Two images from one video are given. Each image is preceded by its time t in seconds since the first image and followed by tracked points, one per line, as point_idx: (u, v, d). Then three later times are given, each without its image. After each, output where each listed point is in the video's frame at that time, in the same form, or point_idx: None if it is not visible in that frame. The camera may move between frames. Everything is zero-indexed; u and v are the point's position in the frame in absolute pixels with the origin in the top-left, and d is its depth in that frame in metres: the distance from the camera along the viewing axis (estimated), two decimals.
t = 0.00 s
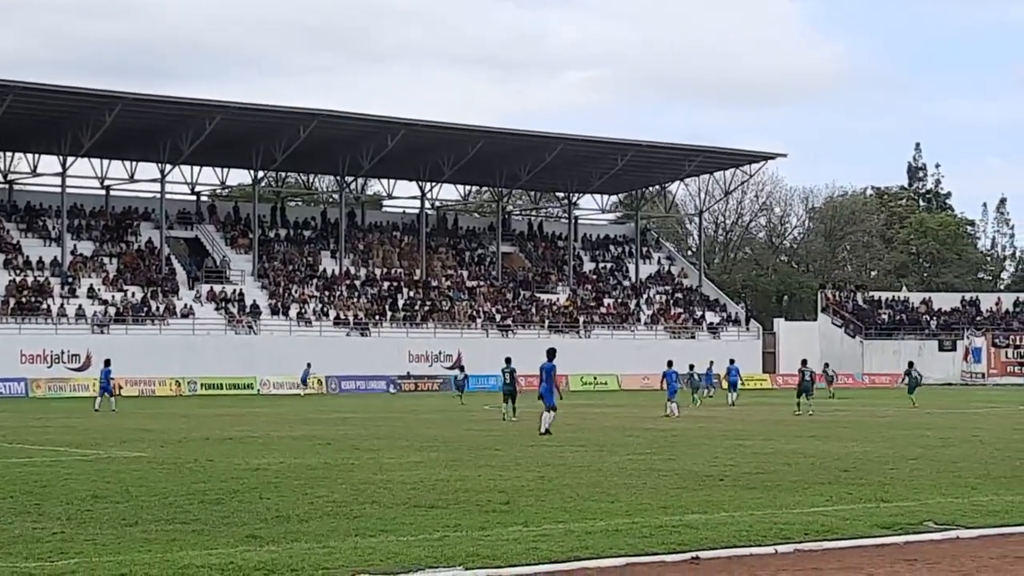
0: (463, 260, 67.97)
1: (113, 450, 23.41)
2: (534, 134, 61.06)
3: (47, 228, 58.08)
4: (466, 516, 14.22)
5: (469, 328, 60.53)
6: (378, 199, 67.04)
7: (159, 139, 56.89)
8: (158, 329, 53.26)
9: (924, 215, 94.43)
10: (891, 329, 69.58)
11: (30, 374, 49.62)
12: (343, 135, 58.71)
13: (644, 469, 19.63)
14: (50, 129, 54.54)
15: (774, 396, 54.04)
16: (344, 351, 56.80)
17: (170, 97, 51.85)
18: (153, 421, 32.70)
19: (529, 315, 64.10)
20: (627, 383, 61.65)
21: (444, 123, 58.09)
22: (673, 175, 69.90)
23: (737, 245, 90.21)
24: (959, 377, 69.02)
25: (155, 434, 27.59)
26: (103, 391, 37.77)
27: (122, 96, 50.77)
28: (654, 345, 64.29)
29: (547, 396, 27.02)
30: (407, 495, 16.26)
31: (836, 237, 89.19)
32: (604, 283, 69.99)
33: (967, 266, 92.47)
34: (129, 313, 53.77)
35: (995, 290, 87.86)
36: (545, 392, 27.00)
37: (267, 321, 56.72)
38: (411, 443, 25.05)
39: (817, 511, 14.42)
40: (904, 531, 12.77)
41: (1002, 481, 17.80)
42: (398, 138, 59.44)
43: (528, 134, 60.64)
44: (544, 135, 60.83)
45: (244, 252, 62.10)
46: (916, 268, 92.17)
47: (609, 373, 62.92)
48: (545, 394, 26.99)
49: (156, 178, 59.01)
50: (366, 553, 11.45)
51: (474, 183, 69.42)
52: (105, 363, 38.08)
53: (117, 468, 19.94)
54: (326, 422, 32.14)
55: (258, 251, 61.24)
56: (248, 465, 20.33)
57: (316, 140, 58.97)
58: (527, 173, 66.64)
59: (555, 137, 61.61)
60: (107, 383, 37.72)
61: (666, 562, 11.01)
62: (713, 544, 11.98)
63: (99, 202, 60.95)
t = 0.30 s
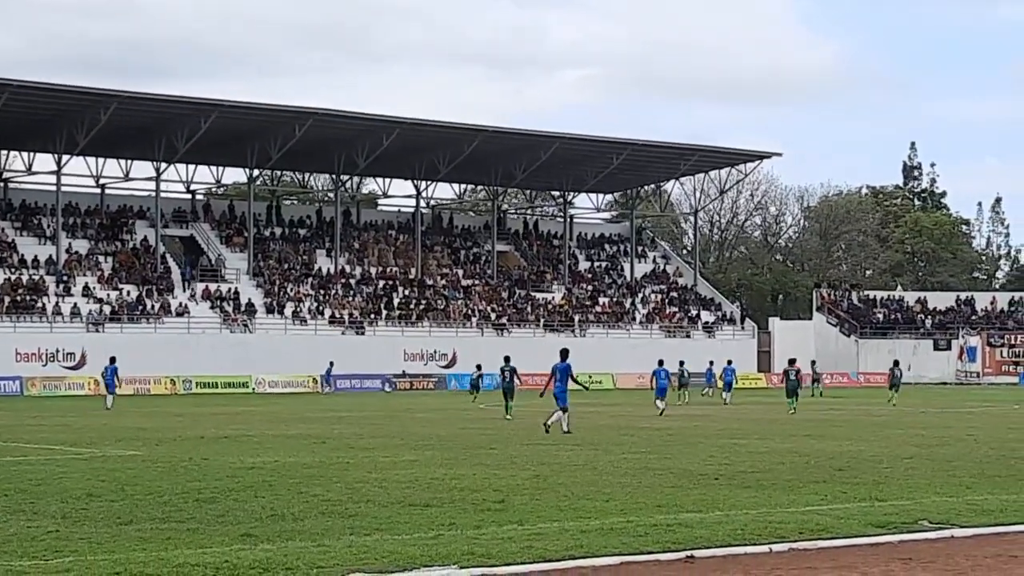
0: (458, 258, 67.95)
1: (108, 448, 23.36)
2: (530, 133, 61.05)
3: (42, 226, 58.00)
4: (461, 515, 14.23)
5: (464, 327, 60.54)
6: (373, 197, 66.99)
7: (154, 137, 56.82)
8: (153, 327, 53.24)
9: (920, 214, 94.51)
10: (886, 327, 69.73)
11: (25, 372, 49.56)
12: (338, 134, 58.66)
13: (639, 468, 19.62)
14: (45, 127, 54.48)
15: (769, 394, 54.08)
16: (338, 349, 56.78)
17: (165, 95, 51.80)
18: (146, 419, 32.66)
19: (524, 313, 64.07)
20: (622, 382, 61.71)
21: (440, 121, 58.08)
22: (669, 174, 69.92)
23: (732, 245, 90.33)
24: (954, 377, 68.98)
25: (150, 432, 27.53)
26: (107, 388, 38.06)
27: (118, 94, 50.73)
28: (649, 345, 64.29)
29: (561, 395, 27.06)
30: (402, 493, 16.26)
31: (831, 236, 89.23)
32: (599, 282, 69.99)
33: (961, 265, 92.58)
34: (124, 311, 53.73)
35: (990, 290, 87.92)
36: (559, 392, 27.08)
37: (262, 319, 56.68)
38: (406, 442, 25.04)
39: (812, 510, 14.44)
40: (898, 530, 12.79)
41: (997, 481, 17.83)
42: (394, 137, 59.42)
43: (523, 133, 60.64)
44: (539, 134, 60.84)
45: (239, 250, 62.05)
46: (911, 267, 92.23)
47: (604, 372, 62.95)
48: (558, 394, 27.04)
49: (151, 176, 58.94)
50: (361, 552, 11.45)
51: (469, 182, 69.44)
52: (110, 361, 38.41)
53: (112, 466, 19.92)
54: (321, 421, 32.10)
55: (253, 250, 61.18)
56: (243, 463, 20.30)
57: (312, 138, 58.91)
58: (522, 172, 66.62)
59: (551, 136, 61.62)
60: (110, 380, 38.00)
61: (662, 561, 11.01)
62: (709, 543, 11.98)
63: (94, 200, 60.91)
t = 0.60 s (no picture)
0: (453, 257, 67.96)
1: (102, 447, 23.31)
2: (525, 131, 61.04)
3: (36, 225, 57.93)
4: (455, 513, 14.23)
5: (458, 325, 60.52)
6: (368, 195, 66.97)
7: (149, 135, 56.73)
8: (147, 327, 53.21)
9: (914, 213, 94.60)
10: (880, 326, 69.87)
11: (19, 370, 49.49)
12: (333, 132, 58.62)
13: (633, 467, 19.64)
14: (39, 125, 54.38)
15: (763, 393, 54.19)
16: (333, 348, 56.80)
17: (160, 94, 51.73)
18: (141, 418, 32.69)
19: (519, 312, 64.08)
20: (617, 380, 61.68)
21: (434, 120, 58.08)
22: (663, 172, 69.92)
23: (726, 243, 90.45)
24: (948, 375, 69.12)
25: (144, 431, 27.48)
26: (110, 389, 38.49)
27: (111, 93, 50.66)
28: (643, 344, 64.32)
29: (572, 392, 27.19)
30: (396, 492, 16.27)
31: (826, 234, 89.24)
32: (594, 280, 70.00)
33: (956, 263, 92.70)
34: (118, 310, 53.69)
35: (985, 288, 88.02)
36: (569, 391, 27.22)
37: (257, 317, 56.63)
38: (400, 440, 25.03)
39: (806, 509, 14.45)
40: (892, 529, 12.80)
41: (991, 479, 17.85)
42: (389, 136, 59.40)
43: (518, 131, 60.63)
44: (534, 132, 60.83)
45: (234, 249, 61.99)
46: (906, 265, 92.34)
47: (599, 371, 62.96)
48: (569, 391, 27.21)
49: (145, 175, 58.87)
50: (355, 551, 11.46)
51: (464, 180, 69.45)
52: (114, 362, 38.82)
53: (106, 465, 19.88)
54: (316, 420, 32.09)
55: (248, 248, 61.15)
56: (237, 462, 20.29)
57: (306, 136, 58.85)
58: (517, 171, 66.60)
59: (545, 135, 61.63)
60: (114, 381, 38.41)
61: (657, 560, 11.00)
62: (703, 541, 11.99)
63: (88, 199, 60.81)
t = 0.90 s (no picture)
0: (447, 256, 67.95)
1: (96, 447, 23.26)
2: (520, 130, 61.05)
3: (30, 224, 57.80)
4: (449, 512, 14.25)
5: (453, 324, 60.52)
6: (362, 195, 66.93)
7: (143, 133, 56.66)
8: (141, 326, 53.20)
9: (908, 211, 94.71)
10: (874, 325, 69.82)
11: (13, 370, 49.38)
12: (327, 131, 58.59)
13: (628, 465, 19.68)
14: (33, 124, 54.28)
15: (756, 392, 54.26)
16: (326, 347, 56.78)
17: (154, 93, 51.68)
18: (135, 417, 32.66)
19: (513, 311, 64.08)
20: (611, 380, 61.67)
21: (428, 119, 58.06)
22: (658, 171, 69.94)
23: (720, 242, 90.52)
24: (942, 374, 69.19)
25: (138, 431, 27.42)
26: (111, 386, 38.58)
27: (105, 92, 50.58)
28: (637, 343, 64.39)
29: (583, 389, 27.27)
30: (390, 491, 16.26)
31: (820, 233, 89.24)
32: (588, 279, 70.02)
33: (949, 262, 92.87)
34: (112, 309, 53.62)
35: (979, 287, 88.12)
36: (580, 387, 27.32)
37: (251, 317, 56.58)
38: (395, 439, 25.04)
39: (801, 507, 14.47)
40: (888, 527, 12.82)
41: (986, 478, 17.88)
42: (383, 135, 59.38)
43: (513, 130, 60.64)
44: (530, 131, 60.83)
45: (227, 248, 61.92)
46: (900, 264, 92.39)
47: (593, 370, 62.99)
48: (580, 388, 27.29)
49: (139, 174, 58.79)
50: (349, 550, 11.45)
51: (458, 179, 69.46)
52: (115, 360, 38.89)
53: (99, 465, 19.84)
54: (310, 419, 32.06)
55: (242, 247, 61.11)
56: (232, 461, 20.27)
57: (300, 136, 58.81)
58: (511, 170, 66.57)
59: (540, 134, 61.66)
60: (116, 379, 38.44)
61: (651, 559, 11.01)
62: (697, 540, 12.00)
63: (82, 198, 60.70)
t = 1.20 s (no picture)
0: (441, 255, 67.93)
1: (91, 446, 23.21)
2: (514, 129, 61.07)
3: (23, 224, 57.68)
4: (443, 512, 14.23)
5: (446, 323, 60.51)
6: (356, 194, 66.90)
7: (136, 132, 56.58)
8: (134, 325, 53.26)
9: (901, 210, 94.80)
10: (868, 323, 69.82)
11: (7, 370, 49.26)
12: (321, 130, 58.55)
13: (622, 464, 19.67)
14: (26, 123, 54.19)
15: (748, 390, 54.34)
16: (320, 346, 56.75)
17: (148, 92, 51.58)
18: (130, 416, 32.70)
19: (507, 310, 64.05)
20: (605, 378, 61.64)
21: (422, 119, 58.04)
22: (651, 170, 69.95)
23: (714, 241, 90.64)
24: (936, 374, 69.20)
25: (133, 430, 27.37)
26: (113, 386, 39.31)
27: (98, 91, 50.49)
28: (631, 342, 64.45)
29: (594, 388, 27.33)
30: (384, 490, 16.23)
31: (814, 233, 89.19)
32: (582, 278, 70.04)
33: (943, 261, 92.95)
34: (106, 309, 53.51)
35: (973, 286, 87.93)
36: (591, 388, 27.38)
37: (244, 316, 56.55)
38: (389, 438, 25.01)
39: (795, 506, 14.48)
40: (882, 526, 12.84)
41: (981, 477, 17.90)
42: (376, 134, 59.37)
43: (507, 129, 60.65)
44: (524, 130, 60.85)
45: (221, 247, 61.85)
46: (894, 263, 92.46)
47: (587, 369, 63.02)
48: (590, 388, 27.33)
49: (132, 173, 58.70)
50: (343, 549, 11.43)
51: (451, 178, 69.45)
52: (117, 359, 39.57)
53: (93, 464, 19.80)
54: (304, 418, 32.01)
55: (236, 247, 61.06)
56: (226, 461, 20.24)
57: (294, 134, 58.77)
58: (505, 169, 66.57)
59: (534, 133, 61.70)
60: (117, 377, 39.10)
61: (645, 558, 11.00)
62: (691, 539, 12.01)
63: (75, 197, 60.62)
